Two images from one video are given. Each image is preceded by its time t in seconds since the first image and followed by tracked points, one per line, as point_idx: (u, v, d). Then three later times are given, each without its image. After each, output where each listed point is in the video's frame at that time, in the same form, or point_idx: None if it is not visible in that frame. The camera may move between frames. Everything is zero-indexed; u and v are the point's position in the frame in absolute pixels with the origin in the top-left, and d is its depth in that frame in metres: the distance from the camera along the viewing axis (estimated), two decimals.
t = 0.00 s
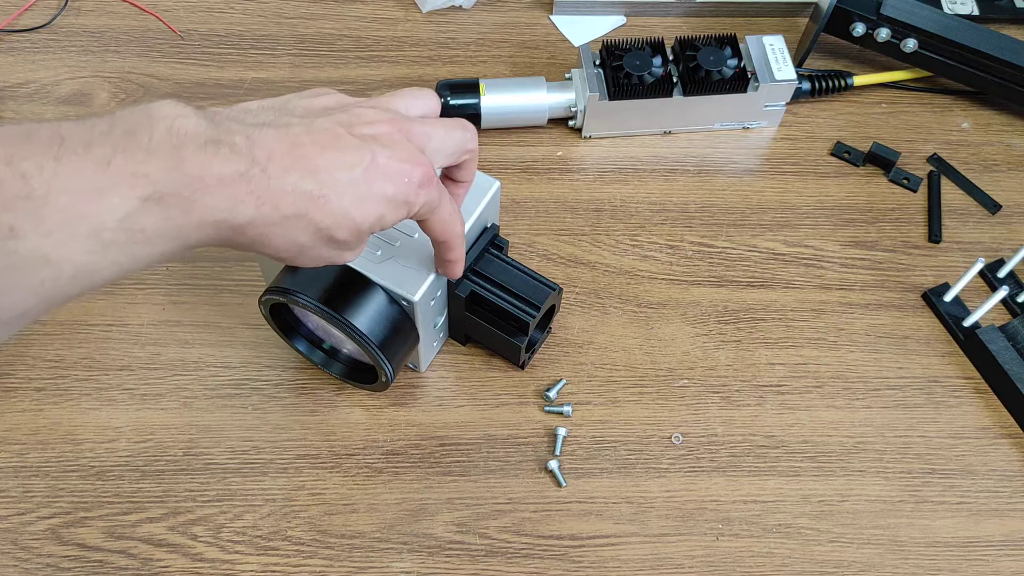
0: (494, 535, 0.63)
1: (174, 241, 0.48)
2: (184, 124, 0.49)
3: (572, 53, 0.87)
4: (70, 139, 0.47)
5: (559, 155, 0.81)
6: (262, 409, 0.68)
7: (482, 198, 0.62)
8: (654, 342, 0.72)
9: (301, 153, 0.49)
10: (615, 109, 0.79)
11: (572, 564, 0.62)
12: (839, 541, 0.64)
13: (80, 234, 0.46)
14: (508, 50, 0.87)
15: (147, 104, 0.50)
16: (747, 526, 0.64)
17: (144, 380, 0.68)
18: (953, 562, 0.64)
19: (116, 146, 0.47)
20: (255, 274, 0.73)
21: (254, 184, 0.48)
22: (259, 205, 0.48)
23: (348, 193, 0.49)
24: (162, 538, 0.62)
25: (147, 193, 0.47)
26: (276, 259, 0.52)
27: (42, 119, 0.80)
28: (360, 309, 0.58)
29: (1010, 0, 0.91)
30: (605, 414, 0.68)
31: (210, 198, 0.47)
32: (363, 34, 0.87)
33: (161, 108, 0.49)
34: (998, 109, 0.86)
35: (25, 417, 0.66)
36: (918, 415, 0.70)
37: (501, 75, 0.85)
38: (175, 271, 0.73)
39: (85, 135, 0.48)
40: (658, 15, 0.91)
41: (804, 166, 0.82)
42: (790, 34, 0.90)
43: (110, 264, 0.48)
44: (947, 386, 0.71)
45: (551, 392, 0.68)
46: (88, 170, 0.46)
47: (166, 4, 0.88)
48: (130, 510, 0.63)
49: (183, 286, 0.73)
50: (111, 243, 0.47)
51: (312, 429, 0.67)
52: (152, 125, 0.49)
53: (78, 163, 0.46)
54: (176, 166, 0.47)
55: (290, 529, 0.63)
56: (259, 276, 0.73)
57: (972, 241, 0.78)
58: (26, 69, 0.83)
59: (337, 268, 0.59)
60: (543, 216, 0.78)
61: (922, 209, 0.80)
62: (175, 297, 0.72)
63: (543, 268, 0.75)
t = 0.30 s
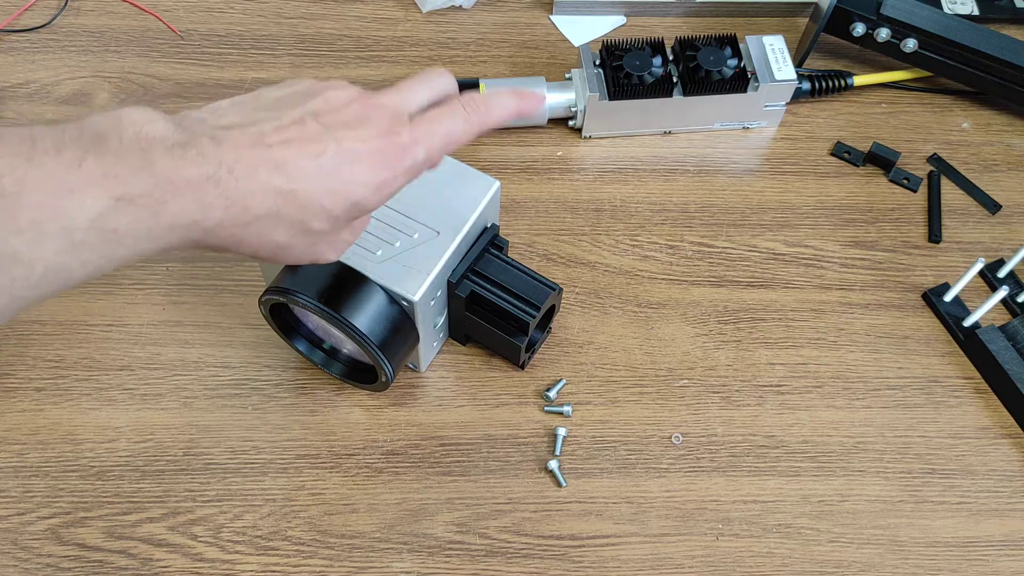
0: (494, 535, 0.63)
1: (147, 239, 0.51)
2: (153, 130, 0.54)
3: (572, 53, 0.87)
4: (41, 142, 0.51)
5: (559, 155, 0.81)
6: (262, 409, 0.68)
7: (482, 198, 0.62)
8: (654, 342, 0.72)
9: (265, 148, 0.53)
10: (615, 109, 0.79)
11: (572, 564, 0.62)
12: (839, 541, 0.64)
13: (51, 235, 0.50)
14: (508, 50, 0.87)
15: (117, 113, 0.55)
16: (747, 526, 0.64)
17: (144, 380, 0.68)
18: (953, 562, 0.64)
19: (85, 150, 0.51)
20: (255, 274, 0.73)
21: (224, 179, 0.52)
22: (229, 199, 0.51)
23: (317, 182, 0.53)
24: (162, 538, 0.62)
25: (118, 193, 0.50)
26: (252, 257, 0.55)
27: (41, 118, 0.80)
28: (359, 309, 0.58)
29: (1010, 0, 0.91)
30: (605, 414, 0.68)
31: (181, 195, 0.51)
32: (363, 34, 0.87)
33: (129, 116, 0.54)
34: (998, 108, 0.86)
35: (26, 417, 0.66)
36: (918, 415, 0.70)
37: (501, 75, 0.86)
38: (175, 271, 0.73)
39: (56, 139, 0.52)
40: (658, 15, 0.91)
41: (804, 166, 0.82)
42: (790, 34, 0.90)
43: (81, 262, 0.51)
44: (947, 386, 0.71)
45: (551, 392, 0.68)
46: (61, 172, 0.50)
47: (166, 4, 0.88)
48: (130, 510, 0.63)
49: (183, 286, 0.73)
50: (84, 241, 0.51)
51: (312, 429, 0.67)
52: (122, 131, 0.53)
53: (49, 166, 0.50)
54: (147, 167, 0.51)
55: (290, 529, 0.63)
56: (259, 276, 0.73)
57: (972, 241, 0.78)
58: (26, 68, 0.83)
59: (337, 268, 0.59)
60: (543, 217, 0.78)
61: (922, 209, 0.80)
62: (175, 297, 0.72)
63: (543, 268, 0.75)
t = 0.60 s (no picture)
0: (494, 535, 0.63)
1: (113, 274, 0.51)
2: (116, 164, 0.52)
3: (572, 53, 0.87)
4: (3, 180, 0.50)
5: (559, 155, 0.81)
6: (262, 409, 0.68)
7: (482, 198, 0.62)
8: (654, 342, 0.72)
9: (228, 188, 0.52)
10: (615, 109, 0.79)
11: (571, 564, 0.63)
12: (839, 541, 0.64)
13: (17, 268, 0.49)
14: (508, 50, 0.87)
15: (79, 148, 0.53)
16: (747, 526, 0.64)
17: (144, 380, 0.68)
18: (953, 563, 0.64)
19: (48, 186, 0.50)
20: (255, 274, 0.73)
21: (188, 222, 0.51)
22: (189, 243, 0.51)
23: (277, 218, 0.52)
24: (162, 538, 0.62)
25: (83, 226, 0.50)
26: (215, 293, 0.55)
27: (42, 119, 0.80)
28: (359, 309, 0.58)
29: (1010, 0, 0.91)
30: (605, 414, 0.68)
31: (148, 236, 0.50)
32: (363, 34, 0.87)
33: (97, 151, 0.52)
34: (998, 108, 0.86)
35: (26, 417, 0.66)
36: (918, 415, 0.70)
37: (501, 75, 0.86)
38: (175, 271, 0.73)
39: (18, 176, 0.51)
40: (658, 15, 0.91)
41: (804, 166, 0.82)
42: (790, 34, 0.91)
43: (48, 294, 0.51)
44: (947, 386, 0.71)
45: (551, 392, 0.68)
46: (25, 206, 0.49)
47: (166, 4, 0.88)
48: (130, 510, 0.63)
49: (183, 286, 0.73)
50: (48, 273, 0.50)
51: (312, 429, 0.67)
52: (85, 166, 0.52)
53: (12, 202, 0.49)
54: (111, 203, 0.50)
55: (290, 529, 0.63)
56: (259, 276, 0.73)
57: (972, 241, 0.78)
58: (26, 68, 0.83)
59: (337, 267, 0.59)
60: (543, 217, 0.78)
61: (922, 209, 0.80)
62: (175, 297, 0.72)
63: (543, 268, 0.75)
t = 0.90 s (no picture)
0: (494, 535, 0.63)
1: None
2: None
3: (572, 53, 0.87)
4: None
5: (559, 155, 0.81)
6: (262, 409, 0.68)
7: (482, 198, 0.62)
8: (654, 342, 0.72)
9: None
10: (615, 109, 0.79)
11: (571, 564, 0.63)
12: (839, 541, 0.64)
13: None
14: (508, 50, 0.87)
15: None
16: (747, 526, 0.64)
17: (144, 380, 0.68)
18: (953, 563, 0.64)
19: None
20: (255, 274, 0.73)
21: None
22: None
23: None
24: (162, 538, 0.62)
25: None
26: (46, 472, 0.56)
27: (42, 119, 0.80)
28: (359, 310, 0.58)
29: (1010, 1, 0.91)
30: (605, 414, 0.68)
31: None
32: (363, 34, 0.87)
33: None
34: (998, 108, 0.86)
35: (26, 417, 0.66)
36: (918, 415, 0.70)
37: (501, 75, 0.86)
38: (175, 271, 0.73)
39: None
40: (658, 15, 0.91)
41: (804, 166, 0.82)
42: (790, 34, 0.90)
43: None
44: (947, 386, 0.71)
45: (551, 392, 0.68)
46: None
47: (166, 4, 0.88)
48: (131, 510, 0.63)
49: (183, 286, 0.73)
50: None
51: (312, 429, 0.67)
52: None
53: None
54: None
55: (290, 529, 0.63)
56: (259, 276, 0.73)
57: (972, 241, 0.78)
58: (27, 69, 0.83)
59: (336, 267, 0.59)
60: (543, 217, 0.78)
61: (922, 209, 0.80)
62: (175, 297, 0.72)
63: (543, 268, 0.75)
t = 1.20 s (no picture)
0: (494, 535, 0.63)
1: None
2: None
3: (572, 53, 0.87)
4: None
5: (559, 155, 0.81)
6: (262, 409, 0.68)
7: (482, 199, 0.62)
8: (654, 342, 0.72)
9: None
10: (615, 109, 0.79)
11: (571, 564, 0.63)
12: (839, 541, 0.64)
13: None
14: (508, 50, 0.87)
15: None
16: (747, 526, 0.64)
17: (144, 380, 0.68)
18: (953, 563, 0.64)
19: None
20: (255, 274, 0.73)
21: None
22: None
23: None
24: (162, 538, 0.62)
25: None
26: None
27: (42, 119, 0.80)
28: (359, 310, 0.58)
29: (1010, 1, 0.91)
30: (605, 414, 0.68)
31: None
32: (363, 34, 0.87)
33: None
34: (998, 108, 0.86)
35: (26, 417, 0.66)
36: (918, 414, 0.70)
37: (501, 75, 0.86)
38: (176, 271, 0.73)
39: None
40: (659, 15, 0.91)
41: (804, 166, 0.82)
42: (790, 34, 0.91)
43: None
44: (947, 386, 0.71)
45: (551, 392, 0.68)
46: None
47: (166, 4, 0.88)
48: (131, 510, 0.63)
49: (183, 286, 0.73)
50: None
51: (312, 429, 0.67)
52: None
53: None
54: None
55: (290, 529, 0.63)
56: (259, 276, 0.73)
57: (972, 241, 0.78)
58: (27, 69, 0.83)
59: (336, 267, 0.59)
60: (543, 217, 0.78)
61: (922, 210, 0.80)
62: (175, 297, 0.72)
63: (543, 268, 0.75)
